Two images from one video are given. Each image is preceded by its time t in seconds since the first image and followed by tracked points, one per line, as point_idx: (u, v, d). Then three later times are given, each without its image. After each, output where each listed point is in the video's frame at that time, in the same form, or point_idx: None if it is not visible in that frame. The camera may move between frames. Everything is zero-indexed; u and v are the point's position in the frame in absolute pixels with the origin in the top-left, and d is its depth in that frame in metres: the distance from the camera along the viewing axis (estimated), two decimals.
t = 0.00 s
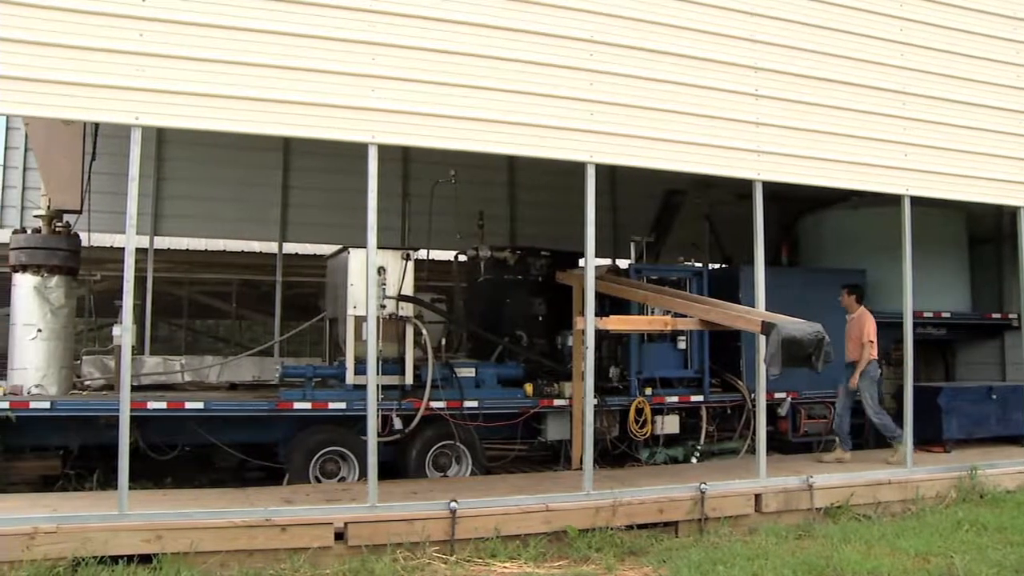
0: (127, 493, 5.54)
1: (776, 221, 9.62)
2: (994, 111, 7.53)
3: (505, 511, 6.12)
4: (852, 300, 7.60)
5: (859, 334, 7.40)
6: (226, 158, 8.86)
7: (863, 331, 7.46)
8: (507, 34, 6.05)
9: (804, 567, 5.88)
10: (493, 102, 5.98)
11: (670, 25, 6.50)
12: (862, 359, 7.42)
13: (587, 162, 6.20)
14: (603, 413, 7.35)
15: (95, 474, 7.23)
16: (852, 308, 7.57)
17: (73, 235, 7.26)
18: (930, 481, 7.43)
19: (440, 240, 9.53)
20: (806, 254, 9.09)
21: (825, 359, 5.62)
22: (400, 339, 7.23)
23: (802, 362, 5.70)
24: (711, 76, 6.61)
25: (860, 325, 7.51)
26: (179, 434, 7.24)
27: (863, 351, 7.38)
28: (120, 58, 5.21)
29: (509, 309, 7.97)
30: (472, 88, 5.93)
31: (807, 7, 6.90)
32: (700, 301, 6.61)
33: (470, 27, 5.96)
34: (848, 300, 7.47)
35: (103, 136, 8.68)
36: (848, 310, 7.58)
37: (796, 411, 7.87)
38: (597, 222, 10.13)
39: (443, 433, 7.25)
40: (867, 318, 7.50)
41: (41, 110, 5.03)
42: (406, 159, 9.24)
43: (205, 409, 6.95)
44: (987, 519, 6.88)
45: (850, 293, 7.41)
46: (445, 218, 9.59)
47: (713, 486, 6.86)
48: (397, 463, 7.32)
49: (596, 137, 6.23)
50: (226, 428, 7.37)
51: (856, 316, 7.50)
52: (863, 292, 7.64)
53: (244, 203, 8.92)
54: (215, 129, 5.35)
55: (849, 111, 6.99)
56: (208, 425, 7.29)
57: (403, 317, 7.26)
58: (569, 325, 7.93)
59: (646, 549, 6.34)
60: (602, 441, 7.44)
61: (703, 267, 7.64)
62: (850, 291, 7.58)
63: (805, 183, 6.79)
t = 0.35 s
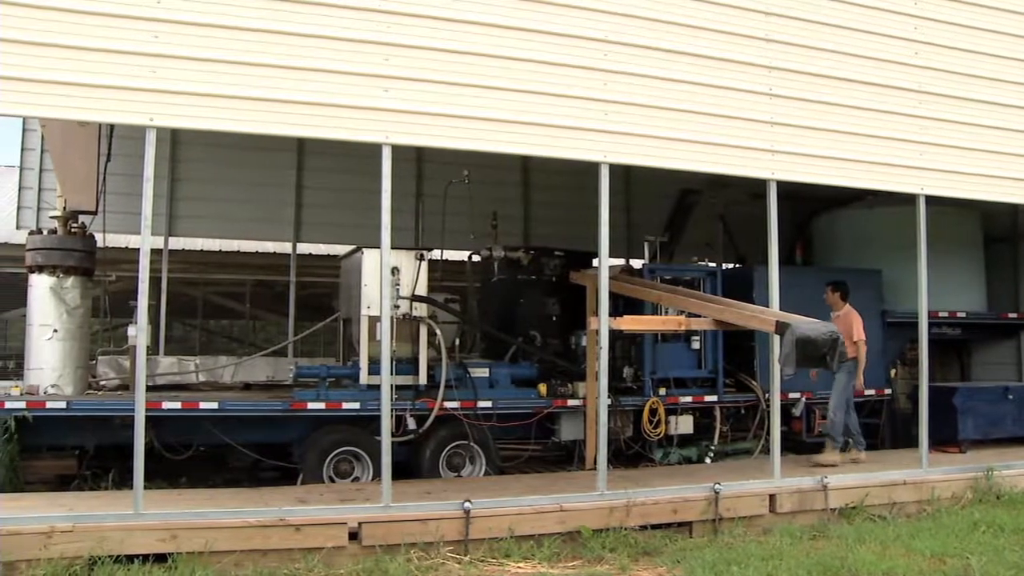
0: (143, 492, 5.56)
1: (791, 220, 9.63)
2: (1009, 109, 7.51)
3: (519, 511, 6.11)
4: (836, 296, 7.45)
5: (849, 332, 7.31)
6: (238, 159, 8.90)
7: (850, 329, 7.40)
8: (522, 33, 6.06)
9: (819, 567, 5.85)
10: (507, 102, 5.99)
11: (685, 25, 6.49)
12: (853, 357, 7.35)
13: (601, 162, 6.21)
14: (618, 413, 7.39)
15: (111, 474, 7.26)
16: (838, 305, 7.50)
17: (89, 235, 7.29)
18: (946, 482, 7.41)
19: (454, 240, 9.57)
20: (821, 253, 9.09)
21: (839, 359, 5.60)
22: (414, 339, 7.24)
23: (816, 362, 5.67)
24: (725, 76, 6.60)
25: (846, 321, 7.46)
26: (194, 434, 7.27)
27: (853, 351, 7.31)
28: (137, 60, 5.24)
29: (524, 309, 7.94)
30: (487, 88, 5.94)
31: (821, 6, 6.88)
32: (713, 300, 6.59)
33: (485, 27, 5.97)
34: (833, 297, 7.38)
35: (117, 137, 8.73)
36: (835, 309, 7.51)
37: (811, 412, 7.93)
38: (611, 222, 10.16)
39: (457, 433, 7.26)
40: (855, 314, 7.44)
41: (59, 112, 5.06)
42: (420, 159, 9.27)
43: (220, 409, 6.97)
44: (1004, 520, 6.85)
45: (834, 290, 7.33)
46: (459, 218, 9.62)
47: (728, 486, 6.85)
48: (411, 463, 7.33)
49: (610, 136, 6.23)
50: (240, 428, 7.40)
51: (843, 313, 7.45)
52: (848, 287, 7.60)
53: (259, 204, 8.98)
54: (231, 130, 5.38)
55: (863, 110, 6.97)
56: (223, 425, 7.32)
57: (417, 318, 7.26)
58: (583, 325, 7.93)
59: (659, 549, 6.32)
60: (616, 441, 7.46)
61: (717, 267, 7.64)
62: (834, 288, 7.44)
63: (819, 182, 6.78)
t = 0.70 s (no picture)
0: (160, 492, 5.58)
1: (807, 220, 9.62)
2: None
3: (534, 511, 6.11)
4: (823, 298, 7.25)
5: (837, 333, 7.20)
6: (252, 160, 8.95)
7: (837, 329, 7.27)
8: (538, 33, 6.06)
9: (836, 568, 5.83)
10: (524, 102, 5.99)
11: (700, 24, 6.48)
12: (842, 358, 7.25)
13: (617, 162, 6.20)
14: (633, 414, 7.37)
15: (128, 473, 7.30)
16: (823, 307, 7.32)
17: (105, 236, 7.33)
18: (964, 483, 7.39)
19: (469, 240, 9.60)
20: (836, 253, 9.10)
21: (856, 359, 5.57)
22: (430, 339, 7.24)
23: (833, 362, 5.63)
24: (741, 75, 6.59)
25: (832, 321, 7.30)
26: (210, 434, 7.29)
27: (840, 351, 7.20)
28: (155, 61, 5.26)
29: (539, 310, 7.99)
30: (504, 88, 5.95)
31: (837, 4, 6.86)
32: (729, 300, 6.56)
33: (501, 27, 5.98)
34: (821, 296, 7.29)
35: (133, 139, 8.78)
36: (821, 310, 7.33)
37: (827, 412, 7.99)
38: (626, 221, 10.18)
39: (473, 433, 7.26)
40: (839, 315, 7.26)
41: (79, 113, 5.08)
42: (435, 159, 9.30)
43: (236, 409, 6.99)
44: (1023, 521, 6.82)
45: (822, 289, 7.25)
46: (475, 219, 9.64)
47: (744, 486, 6.83)
48: (426, 463, 7.33)
49: (626, 136, 6.23)
50: (256, 428, 7.42)
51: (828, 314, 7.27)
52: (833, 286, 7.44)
53: (274, 204, 9.03)
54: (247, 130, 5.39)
55: (879, 108, 6.95)
56: (239, 425, 7.35)
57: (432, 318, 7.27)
58: (598, 325, 7.97)
59: (675, 550, 6.30)
60: (632, 441, 7.47)
61: (732, 266, 7.64)
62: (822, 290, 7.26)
63: (836, 182, 6.76)
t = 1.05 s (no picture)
0: (176, 491, 5.60)
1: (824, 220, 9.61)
2: None
3: (550, 511, 6.10)
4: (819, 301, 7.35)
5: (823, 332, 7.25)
6: (266, 161, 8.98)
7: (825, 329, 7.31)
8: (553, 33, 6.06)
9: (853, 569, 5.80)
10: (539, 102, 6.00)
11: (714, 24, 6.47)
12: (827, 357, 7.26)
13: (632, 162, 6.20)
14: (648, 414, 7.39)
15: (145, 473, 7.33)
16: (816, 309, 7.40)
17: (121, 237, 7.36)
18: (981, 484, 7.37)
19: (485, 240, 9.61)
20: (852, 253, 9.09)
21: (872, 359, 5.54)
22: (444, 339, 7.24)
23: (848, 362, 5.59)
24: (756, 74, 6.58)
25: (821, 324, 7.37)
26: (225, 434, 7.32)
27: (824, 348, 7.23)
28: (173, 62, 5.29)
29: (555, 310, 8.00)
30: (520, 89, 5.96)
31: (852, 3, 6.84)
32: (745, 300, 6.53)
33: (516, 28, 5.99)
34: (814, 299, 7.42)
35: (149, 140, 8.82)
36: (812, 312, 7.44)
37: (842, 412, 7.97)
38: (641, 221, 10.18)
39: (488, 433, 7.26)
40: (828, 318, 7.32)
41: (98, 115, 5.11)
42: (450, 160, 9.32)
43: (251, 409, 7.00)
44: None
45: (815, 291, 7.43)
46: (490, 219, 9.65)
47: (759, 486, 6.81)
48: (442, 463, 7.35)
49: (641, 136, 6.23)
50: (271, 428, 7.44)
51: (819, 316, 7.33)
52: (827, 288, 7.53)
53: (288, 204, 9.06)
54: (263, 131, 5.41)
55: (895, 108, 6.93)
56: (254, 425, 7.37)
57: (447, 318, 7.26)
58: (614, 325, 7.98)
59: (690, 551, 6.29)
60: (647, 441, 7.47)
61: (748, 266, 7.64)
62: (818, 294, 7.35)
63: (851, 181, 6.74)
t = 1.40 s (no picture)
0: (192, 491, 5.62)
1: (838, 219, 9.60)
2: None
3: (564, 511, 6.09)
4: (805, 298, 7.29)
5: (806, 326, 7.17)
6: (280, 162, 9.01)
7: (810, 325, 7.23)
8: (567, 32, 6.07)
9: (869, 569, 5.78)
10: (554, 102, 6.00)
11: (729, 23, 6.47)
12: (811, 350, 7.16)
13: (646, 162, 6.20)
14: (662, 414, 7.41)
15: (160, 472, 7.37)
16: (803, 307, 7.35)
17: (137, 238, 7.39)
18: (997, 484, 7.34)
19: (499, 240, 9.62)
20: (866, 253, 9.08)
21: (888, 358, 5.52)
22: (458, 339, 7.24)
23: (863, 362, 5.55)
24: (770, 73, 6.57)
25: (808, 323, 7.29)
26: (239, 434, 7.35)
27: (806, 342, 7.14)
28: (190, 64, 5.31)
29: (569, 310, 8.00)
30: (534, 88, 5.96)
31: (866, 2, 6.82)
32: (762, 300, 6.49)
33: (531, 27, 5.99)
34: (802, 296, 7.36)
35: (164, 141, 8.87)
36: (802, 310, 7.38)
37: (857, 412, 7.95)
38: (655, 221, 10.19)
39: (503, 434, 7.25)
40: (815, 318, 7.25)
41: (116, 116, 5.15)
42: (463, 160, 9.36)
43: (266, 409, 7.02)
44: None
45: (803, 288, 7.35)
46: (504, 218, 9.67)
47: (774, 486, 6.79)
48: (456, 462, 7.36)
49: (655, 136, 6.23)
50: (285, 428, 7.47)
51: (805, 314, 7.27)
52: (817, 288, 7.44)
53: (302, 205, 9.09)
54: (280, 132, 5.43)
55: (910, 106, 6.91)
56: (269, 425, 7.39)
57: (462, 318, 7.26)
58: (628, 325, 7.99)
59: (704, 551, 6.27)
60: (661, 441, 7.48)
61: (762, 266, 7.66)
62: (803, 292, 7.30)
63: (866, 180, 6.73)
